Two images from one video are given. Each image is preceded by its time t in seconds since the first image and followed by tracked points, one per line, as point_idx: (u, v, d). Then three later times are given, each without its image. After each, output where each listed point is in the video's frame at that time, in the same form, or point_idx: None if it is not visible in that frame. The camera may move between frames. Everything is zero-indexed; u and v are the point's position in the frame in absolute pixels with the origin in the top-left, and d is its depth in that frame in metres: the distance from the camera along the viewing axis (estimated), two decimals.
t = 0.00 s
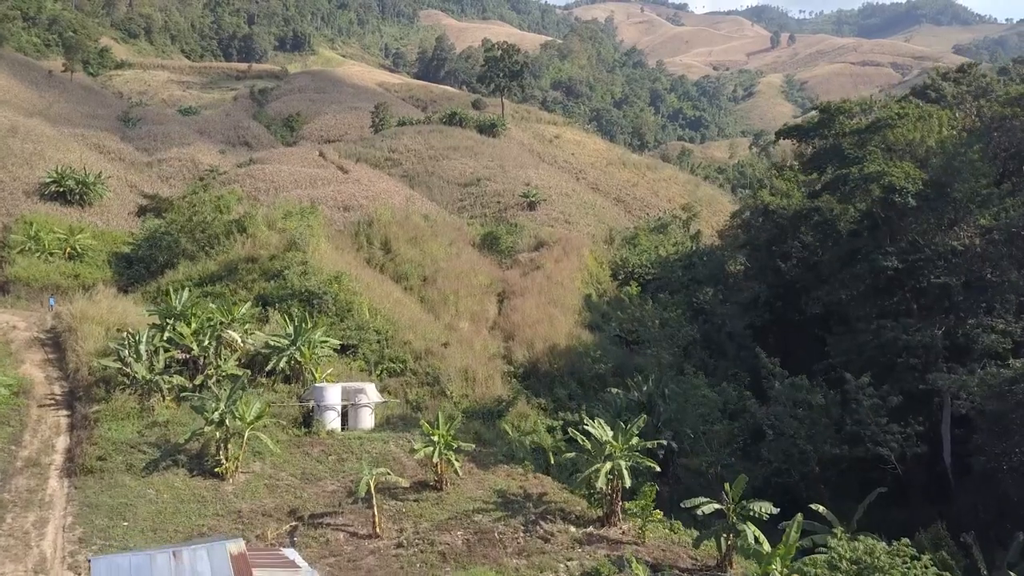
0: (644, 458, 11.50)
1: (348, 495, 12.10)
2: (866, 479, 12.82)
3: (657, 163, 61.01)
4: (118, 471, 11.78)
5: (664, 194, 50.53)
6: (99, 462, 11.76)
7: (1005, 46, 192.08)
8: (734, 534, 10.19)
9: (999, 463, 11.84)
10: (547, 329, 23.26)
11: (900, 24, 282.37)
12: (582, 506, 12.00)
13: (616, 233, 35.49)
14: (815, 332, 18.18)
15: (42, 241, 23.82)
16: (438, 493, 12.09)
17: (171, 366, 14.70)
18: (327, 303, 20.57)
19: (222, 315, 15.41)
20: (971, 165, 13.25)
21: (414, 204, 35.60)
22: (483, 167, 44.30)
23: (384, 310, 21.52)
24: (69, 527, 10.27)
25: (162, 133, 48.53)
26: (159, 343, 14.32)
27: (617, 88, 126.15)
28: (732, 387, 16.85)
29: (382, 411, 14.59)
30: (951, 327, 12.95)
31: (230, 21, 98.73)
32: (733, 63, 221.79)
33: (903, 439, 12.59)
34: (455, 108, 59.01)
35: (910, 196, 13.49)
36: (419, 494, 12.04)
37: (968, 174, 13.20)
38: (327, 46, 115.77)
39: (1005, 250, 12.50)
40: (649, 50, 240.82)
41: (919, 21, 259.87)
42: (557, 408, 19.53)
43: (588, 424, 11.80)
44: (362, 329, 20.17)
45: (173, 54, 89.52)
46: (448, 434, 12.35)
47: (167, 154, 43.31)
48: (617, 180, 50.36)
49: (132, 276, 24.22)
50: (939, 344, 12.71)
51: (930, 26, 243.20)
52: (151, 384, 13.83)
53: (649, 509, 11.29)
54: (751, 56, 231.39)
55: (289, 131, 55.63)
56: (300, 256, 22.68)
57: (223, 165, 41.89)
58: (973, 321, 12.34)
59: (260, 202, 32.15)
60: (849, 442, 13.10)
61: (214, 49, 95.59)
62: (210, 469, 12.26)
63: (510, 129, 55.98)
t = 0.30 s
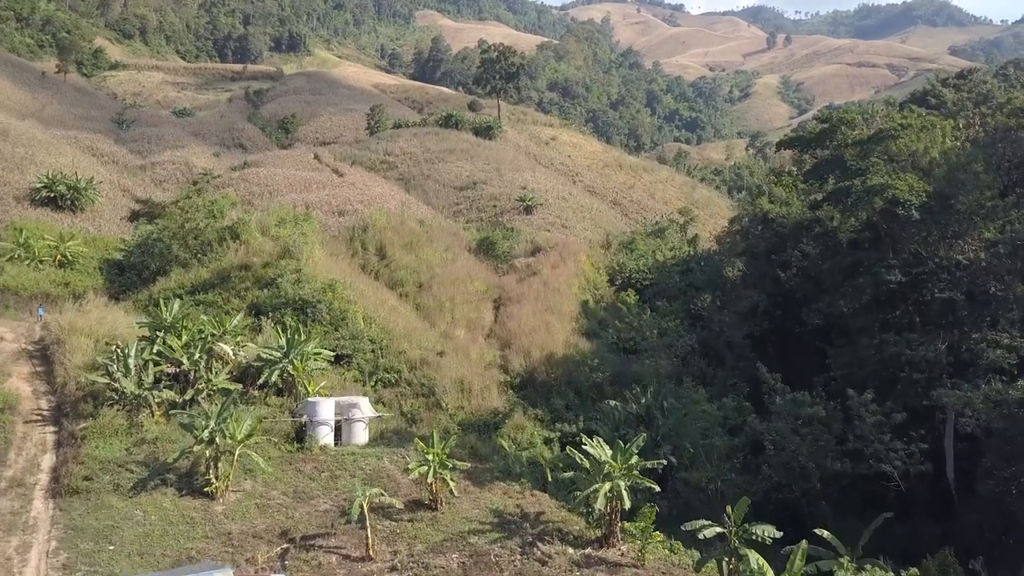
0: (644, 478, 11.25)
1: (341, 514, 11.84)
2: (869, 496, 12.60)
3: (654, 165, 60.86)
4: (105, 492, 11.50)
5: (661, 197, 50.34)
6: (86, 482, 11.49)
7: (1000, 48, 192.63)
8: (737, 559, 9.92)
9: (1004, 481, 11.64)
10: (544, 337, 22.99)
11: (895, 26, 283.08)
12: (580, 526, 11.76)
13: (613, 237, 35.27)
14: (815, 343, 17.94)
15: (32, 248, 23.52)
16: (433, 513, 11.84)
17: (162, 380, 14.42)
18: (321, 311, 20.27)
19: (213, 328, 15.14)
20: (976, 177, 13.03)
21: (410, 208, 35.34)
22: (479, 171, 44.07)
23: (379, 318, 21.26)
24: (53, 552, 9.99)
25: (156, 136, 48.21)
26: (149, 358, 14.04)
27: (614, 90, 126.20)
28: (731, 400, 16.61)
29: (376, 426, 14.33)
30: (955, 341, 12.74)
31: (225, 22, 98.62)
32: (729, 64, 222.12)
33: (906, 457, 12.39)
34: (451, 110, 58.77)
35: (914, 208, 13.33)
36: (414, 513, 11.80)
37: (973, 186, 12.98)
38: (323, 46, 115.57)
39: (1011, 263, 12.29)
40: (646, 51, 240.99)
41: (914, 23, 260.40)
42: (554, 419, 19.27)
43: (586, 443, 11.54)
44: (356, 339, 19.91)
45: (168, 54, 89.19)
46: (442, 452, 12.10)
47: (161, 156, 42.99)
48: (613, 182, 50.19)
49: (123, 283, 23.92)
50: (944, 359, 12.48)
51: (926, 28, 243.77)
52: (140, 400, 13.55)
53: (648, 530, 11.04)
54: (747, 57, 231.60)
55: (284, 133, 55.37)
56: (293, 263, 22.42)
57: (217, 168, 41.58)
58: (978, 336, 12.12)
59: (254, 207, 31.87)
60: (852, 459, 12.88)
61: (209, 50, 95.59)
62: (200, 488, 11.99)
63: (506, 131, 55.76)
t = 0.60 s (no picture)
0: (644, 498, 11.02)
1: (334, 535, 11.57)
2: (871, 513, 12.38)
3: (650, 167, 60.78)
4: (92, 513, 11.22)
5: (658, 199, 50.16)
6: (71, 504, 11.20)
7: (995, 50, 193.37)
8: None
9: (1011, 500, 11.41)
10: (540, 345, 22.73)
11: (890, 27, 283.77)
12: (577, 546, 11.52)
13: (610, 242, 35.04)
14: (816, 353, 17.70)
15: (21, 256, 23.21)
16: (427, 533, 11.59)
17: (151, 396, 14.16)
18: (315, 320, 19.96)
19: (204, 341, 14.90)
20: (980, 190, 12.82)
21: (405, 213, 35.09)
22: (475, 174, 43.85)
23: (373, 327, 21.01)
24: None
25: (150, 138, 47.89)
26: (137, 373, 13.77)
27: (610, 91, 126.23)
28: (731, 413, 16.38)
29: (369, 442, 14.08)
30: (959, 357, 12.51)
31: (220, 23, 98.36)
32: (725, 65, 222.42)
33: (909, 475, 12.16)
34: (447, 112, 58.57)
35: (917, 223, 13.05)
36: (408, 534, 11.55)
37: (978, 200, 12.77)
38: (319, 47, 115.33)
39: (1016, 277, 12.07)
40: (641, 52, 241.23)
41: (909, 24, 261.36)
42: (550, 430, 19.03)
43: (584, 462, 11.30)
44: (350, 349, 19.61)
45: (162, 54, 88.84)
46: (436, 471, 11.88)
47: (154, 159, 42.68)
48: (610, 185, 50.03)
49: (114, 290, 23.63)
50: (948, 375, 12.26)
51: (921, 28, 244.59)
52: (128, 416, 13.29)
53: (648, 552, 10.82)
54: (742, 58, 232.05)
55: (279, 136, 55.08)
56: (287, 271, 22.16)
57: (211, 172, 41.29)
58: (982, 351, 11.91)
59: (248, 211, 31.59)
60: (854, 477, 12.66)
61: (204, 50, 95.34)
62: (189, 509, 11.71)
63: (502, 133, 55.60)
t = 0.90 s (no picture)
0: (644, 521, 10.82)
1: (328, 557, 11.33)
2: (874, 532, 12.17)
3: (647, 169, 60.62)
4: (78, 535, 10.95)
5: (654, 202, 49.95)
6: (56, 526, 10.93)
7: (990, 51, 193.93)
8: None
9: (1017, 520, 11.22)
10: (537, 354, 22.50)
11: (885, 28, 284.29)
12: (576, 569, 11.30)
13: (606, 247, 34.80)
14: (815, 364, 17.49)
15: (11, 264, 22.91)
16: (422, 555, 11.36)
17: (140, 411, 13.86)
18: (309, 329, 19.61)
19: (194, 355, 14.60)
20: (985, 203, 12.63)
21: (400, 217, 34.81)
22: (470, 177, 43.58)
23: (368, 336, 20.73)
24: None
25: (144, 141, 47.54)
26: (125, 389, 13.48)
27: (606, 92, 126.10)
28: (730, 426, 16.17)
29: (363, 457, 13.84)
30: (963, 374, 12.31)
31: (215, 23, 97.85)
32: (721, 66, 222.61)
33: (913, 493, 11.95)
34: (442, 114, 58.30)
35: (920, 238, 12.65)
36: (403, 555, 11.32)
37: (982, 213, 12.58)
38: (315, 47, 115.00)
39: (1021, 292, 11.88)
40: (637, 53, 241.29)
41: (905, 26, 261.93)
42: (547, 441, 18.81)
43: (583, 483, 11.08)
44: (344, 359, 19.31)
45: (157, 55, 88.44)
46: (431, 491, 11.64)
47: (148, 163, 42.35)
48: (606, 188, 49.84)
49: (106, 298, 23.33)
50: (953, 392, 12.07)
51: (916, 30, 245.23)
52: (116, 433, 12.99)
53: None
54: (738, 59, 232.27)
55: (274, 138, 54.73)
56: (280, 279, 21.87)
57: (205, 175, 40.98)
58: (987, 367, 11.74)
59: (242, 217, 31.31)
60: (857, 495, 12.45)
61: (198, 51, 94.83)
62: (178, 530, 11.44)
63: (498, 136, 55.35)
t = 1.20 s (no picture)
0: (642, 542, 10.60)
1: None
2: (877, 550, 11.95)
3: (643, 172, 60.40)
4: (63, 559, 10.66)
5: (650, 205, 49.77)
6: (41, 550, 10.65)
7: (984, 53, 194.42)
8: None
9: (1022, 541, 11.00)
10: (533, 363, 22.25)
11: (880, 29, 284.41)
12: None
13: (603, 251, 34.57)
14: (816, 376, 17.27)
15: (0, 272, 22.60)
16: None
17: (128, 427, 13.56)
18: (302, 338, 19.31)
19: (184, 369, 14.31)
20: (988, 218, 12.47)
21: (395, 222, 34.54)
22: (466, 180, 43.32)
23: (362, 346, 20.45)
24: None
25: (137, 144, 47.18)
26: (113, 406, 13.19)
27: (602, 93, 125.97)
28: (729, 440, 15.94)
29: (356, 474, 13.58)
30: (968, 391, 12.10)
31: (210, 24, 97.53)
32: (717, 67, 222.74)
33: (916, 512, 11.73)
34: (438, 117, 58.04)
35: (924, 252, 12.51)
36: None
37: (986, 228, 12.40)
38: (310, 48, 114.73)
39: None
40: (632, 54, 241.40)
41: (900, 27, 262.51)
42: (543, 453, 18.55)
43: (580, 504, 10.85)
44: (338, 370, 19.02)
45: (151, 56, 88.07)
46: (425, 512, 11.44)
47: (140, 166, 42.01)
48: (602, 191, 49.59)
49: (96, 306, 23.02)
50: (957, 409, 11.86)
51: (910, 32, 245.86)
52: (104, 452, 12.70)
53: None
54: (734, 60, 232.43)
55: (269, 141, 54.49)
56: (273, 287, 21.59)
57: (198, 179, 40.67)
58: (991, 384, 11.53)
59: (235, 222, 31.01)
60: (860, 513, 12.22)
61: (193, 52, 94.45)
62: (166, 553, 11.15)
63: (493, 138, 55.11)
